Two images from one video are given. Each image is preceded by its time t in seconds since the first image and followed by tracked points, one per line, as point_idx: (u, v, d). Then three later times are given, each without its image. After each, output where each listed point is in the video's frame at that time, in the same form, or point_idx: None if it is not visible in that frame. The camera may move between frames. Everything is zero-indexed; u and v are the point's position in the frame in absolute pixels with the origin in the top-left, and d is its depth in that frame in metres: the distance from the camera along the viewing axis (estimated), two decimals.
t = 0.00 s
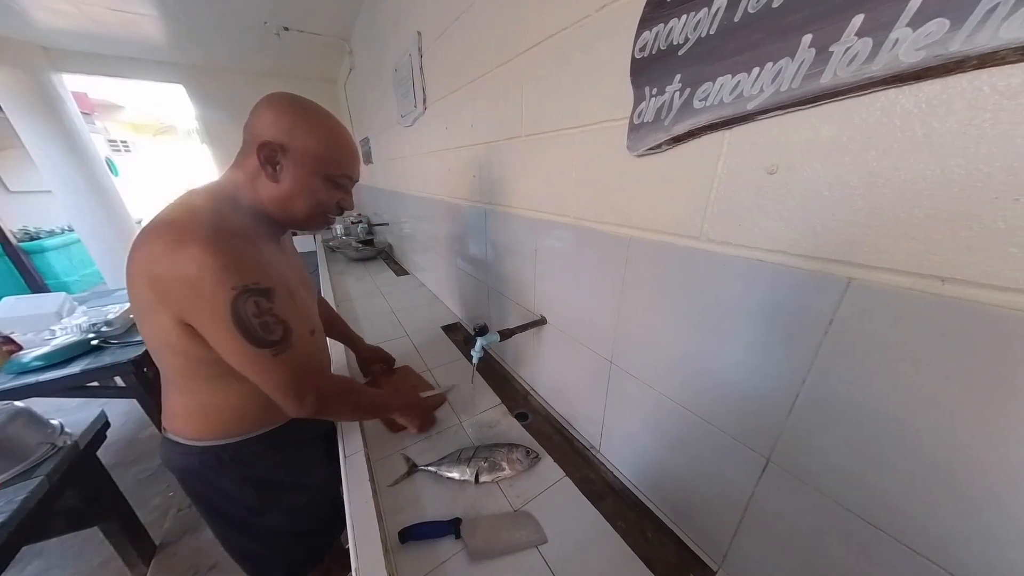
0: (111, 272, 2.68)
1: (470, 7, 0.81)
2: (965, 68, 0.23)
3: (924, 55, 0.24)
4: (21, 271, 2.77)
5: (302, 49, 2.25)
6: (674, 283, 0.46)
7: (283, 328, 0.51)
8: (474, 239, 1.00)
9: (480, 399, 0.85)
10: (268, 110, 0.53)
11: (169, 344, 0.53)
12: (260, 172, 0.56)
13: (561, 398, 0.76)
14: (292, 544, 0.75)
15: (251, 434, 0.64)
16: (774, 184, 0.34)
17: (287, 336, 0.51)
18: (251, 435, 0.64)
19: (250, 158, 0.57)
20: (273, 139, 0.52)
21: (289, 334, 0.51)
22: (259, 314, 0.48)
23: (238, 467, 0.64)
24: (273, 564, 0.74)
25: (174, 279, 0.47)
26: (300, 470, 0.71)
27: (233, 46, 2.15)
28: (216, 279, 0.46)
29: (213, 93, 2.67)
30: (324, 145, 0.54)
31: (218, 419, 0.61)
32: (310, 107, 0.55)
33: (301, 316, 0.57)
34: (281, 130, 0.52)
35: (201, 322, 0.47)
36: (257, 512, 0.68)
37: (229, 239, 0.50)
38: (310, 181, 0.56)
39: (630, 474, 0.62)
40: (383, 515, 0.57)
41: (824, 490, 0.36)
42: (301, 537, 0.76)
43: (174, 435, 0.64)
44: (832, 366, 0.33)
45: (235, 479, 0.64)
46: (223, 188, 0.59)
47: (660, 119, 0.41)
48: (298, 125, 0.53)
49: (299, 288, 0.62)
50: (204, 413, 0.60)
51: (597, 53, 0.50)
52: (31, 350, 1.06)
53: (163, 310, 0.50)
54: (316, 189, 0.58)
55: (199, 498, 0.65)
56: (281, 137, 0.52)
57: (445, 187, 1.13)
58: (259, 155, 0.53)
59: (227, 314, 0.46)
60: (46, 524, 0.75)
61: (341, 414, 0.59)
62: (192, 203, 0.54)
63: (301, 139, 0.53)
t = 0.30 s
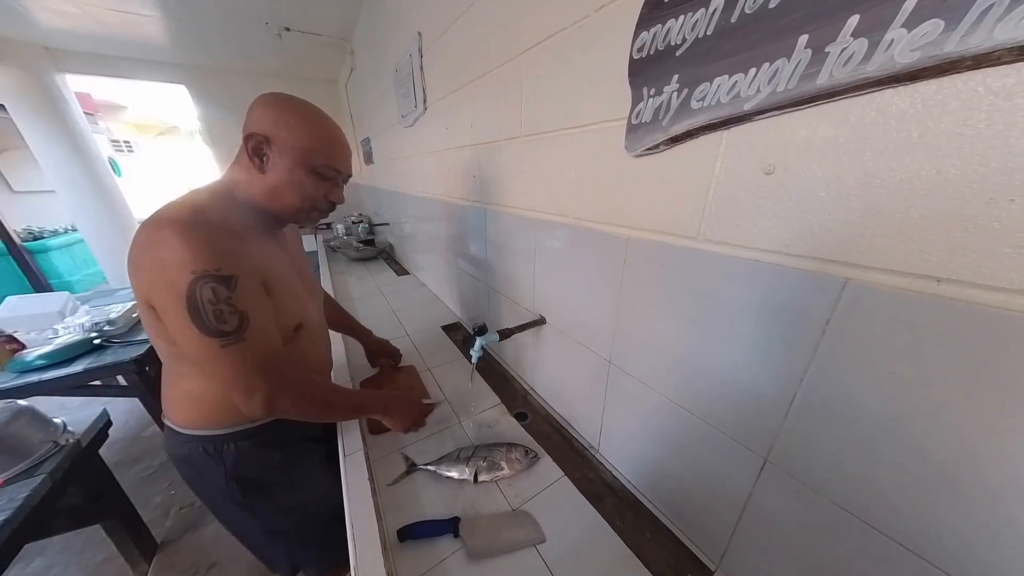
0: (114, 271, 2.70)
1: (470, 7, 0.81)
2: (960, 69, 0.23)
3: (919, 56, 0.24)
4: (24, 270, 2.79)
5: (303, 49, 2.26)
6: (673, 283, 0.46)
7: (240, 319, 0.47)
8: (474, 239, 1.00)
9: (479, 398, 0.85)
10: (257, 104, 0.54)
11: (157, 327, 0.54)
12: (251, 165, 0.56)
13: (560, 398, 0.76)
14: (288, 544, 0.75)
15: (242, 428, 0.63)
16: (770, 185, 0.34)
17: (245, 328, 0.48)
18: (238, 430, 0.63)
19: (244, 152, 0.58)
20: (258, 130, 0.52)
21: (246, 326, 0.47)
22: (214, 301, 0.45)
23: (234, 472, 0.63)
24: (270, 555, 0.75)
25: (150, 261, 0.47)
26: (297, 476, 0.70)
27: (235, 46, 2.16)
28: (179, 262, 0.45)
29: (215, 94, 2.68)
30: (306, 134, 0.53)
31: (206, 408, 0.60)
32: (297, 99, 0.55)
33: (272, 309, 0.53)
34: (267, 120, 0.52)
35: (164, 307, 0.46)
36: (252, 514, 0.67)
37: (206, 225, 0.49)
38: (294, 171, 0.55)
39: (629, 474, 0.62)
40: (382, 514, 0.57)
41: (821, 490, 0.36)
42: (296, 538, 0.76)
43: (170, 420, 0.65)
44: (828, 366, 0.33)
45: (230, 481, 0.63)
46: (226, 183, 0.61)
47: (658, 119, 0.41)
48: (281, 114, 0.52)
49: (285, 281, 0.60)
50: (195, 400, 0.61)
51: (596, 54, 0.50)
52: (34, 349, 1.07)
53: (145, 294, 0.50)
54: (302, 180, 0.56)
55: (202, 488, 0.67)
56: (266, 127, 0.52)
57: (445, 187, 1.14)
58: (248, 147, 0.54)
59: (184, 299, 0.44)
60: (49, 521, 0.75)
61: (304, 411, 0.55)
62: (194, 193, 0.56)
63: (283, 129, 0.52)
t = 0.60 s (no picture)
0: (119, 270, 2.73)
1: (470, 8, 0.82)
2: (942, 72, 0.23)
3: (902, 59, 0.24)
4: (30, 269, 2.82)
5: (305, 50, 2.27)
6: (668, 282, 0.46)
7: (276, 318, 0.47)
8: (475, 239, 1.01)
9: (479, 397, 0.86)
10: (235, 97, 0.48)
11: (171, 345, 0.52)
12: (233, 168, 0.51)
13: (558, 396, 0.77)
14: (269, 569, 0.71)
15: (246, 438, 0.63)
16: (760, 185, 0.35)
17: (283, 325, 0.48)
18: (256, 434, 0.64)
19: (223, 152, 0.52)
20: (239, 127, 0.47)
21: (284, 324, 0.48)
22: (246, 305, 0.46)
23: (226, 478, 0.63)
24: None
25: (157, 280, 0.45)
26: (287, 485, 0.69)
27: (238, 47, 2.17)
28: (197, 273, 0.44)
29: (218, 94, 2.71)
30: (293, 129, 0.48)
31: (224, 416, 0.60)
32: (277, 90, 0.49)
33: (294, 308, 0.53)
34: (248, 116, 0.47)
35: (192, 318, 0.46)
36: (238, 529, 0.65)
37: (205, 234, 0.48)
38: (282, 171, 0.50)
39: (625, 471, 0.63)
40: (381, 509, 0.58)
41: (812, 484, 0.37)
42: (278, 563, 0.72)
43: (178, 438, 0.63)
44: (819, 362, 0.34)
45: (220, 490, 0.63)
46: (205, 188, 0.56)
47: (652, 120, 0.42)
48: (264, 109, 0.47)
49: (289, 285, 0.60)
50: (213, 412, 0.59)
51: (594, 55, 0.50)
52: (40, 346, 1.08)
53: (157, 313, 0.49)
54: (291, 183, 0.51)
55: (191, 498, 0.66)
56: (246, 123, 0.47)
57: (446, 187, 1.15)
58: (228, 147, 0.48)
59: (215, 308, 0.44)
60: (54, 516, 0.76)
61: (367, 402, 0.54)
62: (168, 206, 0.51)
63: (269, 124, 0.47)
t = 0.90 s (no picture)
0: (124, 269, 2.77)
1: (470, 10, 0.83)
2: (915, 71, 0.24)
3: (877, 59, 0.25)
4: (38, 267, 2.86)
5: (309, 51, 2.29)
6: (660, 279, 0.47)
7: (234, 339, 0.43)
8: (474, 237, 1.03)
9: (477, 394, 0.87)
10: (219, 87, 0.46)
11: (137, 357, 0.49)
12: (218, 161, 0.49)
13: (556, 393, 0.78)
14: None
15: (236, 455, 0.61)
16: (747, 183, 0.35)
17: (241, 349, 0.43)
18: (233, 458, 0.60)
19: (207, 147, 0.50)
20: (225, 117, 0.45)
21: (243, 346, 0.43)
22: (199, 323, 0.41)
23: (222, 501, 0.61)
24: None
25: (116, 288, 0.42)
26: (285, 504, 0.68)
27: (242, 48, 2.20)
28: (149, 284, 0.40)
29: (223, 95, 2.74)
30: (280, 118, 0.45)
31: (213, 428, 0.58)
32: (265, 79, 0.47)
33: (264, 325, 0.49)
34: (235, 105, 0.45)
35: (142, 334, 0.42)
36: (237, 546, 0.65)
37: (171, 237, 0.44)
38: (268, 164, 0.47)
39: (620, 466, 0.64)
40: (378, 501, 0.59)
41: (798, 476, 0.37)
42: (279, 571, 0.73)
43: (164, 452, 0.60)
44: (803, 356, 0.34)
45: (217, 512, 0.62)
46: (192, 184, 0.54)
47: (644, 119, 0.43)
48: (249, 98, 0.45)
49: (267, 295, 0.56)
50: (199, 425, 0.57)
51: (589, 56, 0.51)
52: (48, 342, 1.10)
53: (114, 325, 0.45)
54: (278, 179, 0.48)
55: (184, 520, 0.64)
56: (233, 112, 0.45)
57: (446, 186, 1.16)
58: (215, 138, 0.46)
59: (164, 325, 0.40)
60: (62, 507, 0.78)
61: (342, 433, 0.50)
62: (142, 204, 0.49)
63: (252, 114, 0.44)
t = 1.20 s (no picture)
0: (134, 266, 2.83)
1: (469, 11, 0.85)
2: (876, 70, 0.25)
3: (842, 58, 0.26)
4: (51, 265, 2.94)
5: (315, 52, 2.33)
6: (648, 272, 0.49)
7: (213, 354, 0.44)
8: (474, 234, 1.05)
9: (475, 387, 0.89)
10: (212, 82, 0.47)
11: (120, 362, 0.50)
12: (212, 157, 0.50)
13: (551, 386, 0.80)
14: None
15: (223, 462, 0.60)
16: (727, 176, 0.37)
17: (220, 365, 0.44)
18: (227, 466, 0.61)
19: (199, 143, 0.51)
20: (218, 112, 0.47)
21: (222, 362, 0.44)
22: (174, 339, 0.42)
23: (223, 509, 0.62)
24: None
25: (93, 296, 0.42)
26: (283, 513, 0.69)
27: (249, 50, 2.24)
28: (125, 296, 0.41)
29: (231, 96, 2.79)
30: (276, 116, 0.46)
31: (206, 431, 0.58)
32: (259, 73, 0.47)
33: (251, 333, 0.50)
34: (229, 101, 0.46)
35: (120, 348, 0.43)
36: (235, 552, 0.66)
37: (152, 244, 0.44)
38: (265, 160, 0.48)
39: (611, 456, 0.65)
40: (376, 486, 0.62)
41: (777, 461, 0.38)
42: None
43: (159, 449, 0.62)
44: (781, 343, 0.36)
45: (218, 521, 0.63)
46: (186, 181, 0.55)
47: (632, 117, 0.44)
48: (242, 94, 0.46)
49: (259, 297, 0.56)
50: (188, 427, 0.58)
51: (582, 57, 0.53)
52: (62, 335, 1.14)
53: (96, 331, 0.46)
54: (275, 177, 0.50)
55: (186, 523, 0.66)
56: (226, 108, 0.46)
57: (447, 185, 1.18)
58: (208, 134, 0.48)
59: (139, 339, 0.41)
60: (75, 493, 0.81)
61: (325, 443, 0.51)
62: (126, 201, 0.49)
63: (246, 111, 0.46)
